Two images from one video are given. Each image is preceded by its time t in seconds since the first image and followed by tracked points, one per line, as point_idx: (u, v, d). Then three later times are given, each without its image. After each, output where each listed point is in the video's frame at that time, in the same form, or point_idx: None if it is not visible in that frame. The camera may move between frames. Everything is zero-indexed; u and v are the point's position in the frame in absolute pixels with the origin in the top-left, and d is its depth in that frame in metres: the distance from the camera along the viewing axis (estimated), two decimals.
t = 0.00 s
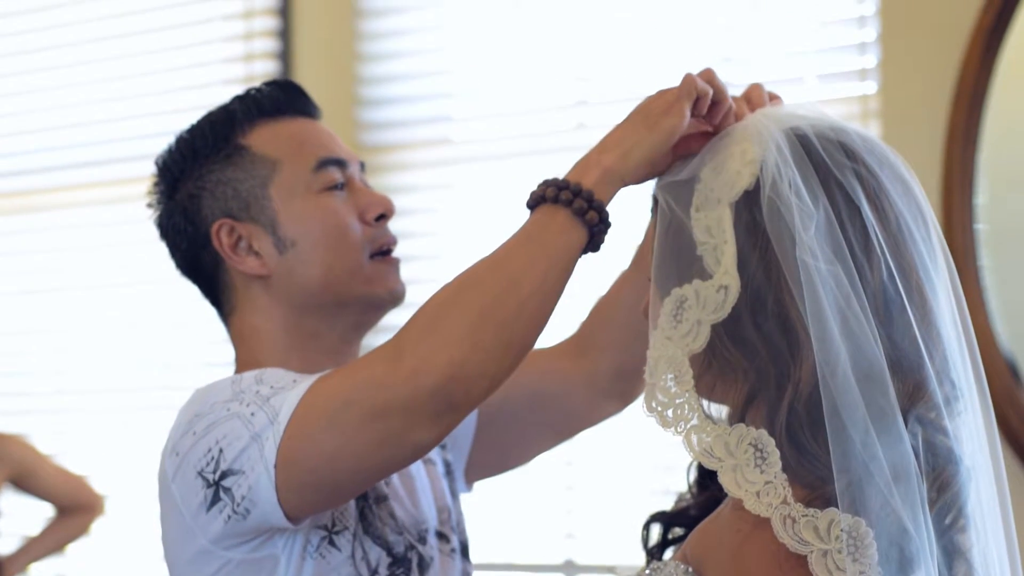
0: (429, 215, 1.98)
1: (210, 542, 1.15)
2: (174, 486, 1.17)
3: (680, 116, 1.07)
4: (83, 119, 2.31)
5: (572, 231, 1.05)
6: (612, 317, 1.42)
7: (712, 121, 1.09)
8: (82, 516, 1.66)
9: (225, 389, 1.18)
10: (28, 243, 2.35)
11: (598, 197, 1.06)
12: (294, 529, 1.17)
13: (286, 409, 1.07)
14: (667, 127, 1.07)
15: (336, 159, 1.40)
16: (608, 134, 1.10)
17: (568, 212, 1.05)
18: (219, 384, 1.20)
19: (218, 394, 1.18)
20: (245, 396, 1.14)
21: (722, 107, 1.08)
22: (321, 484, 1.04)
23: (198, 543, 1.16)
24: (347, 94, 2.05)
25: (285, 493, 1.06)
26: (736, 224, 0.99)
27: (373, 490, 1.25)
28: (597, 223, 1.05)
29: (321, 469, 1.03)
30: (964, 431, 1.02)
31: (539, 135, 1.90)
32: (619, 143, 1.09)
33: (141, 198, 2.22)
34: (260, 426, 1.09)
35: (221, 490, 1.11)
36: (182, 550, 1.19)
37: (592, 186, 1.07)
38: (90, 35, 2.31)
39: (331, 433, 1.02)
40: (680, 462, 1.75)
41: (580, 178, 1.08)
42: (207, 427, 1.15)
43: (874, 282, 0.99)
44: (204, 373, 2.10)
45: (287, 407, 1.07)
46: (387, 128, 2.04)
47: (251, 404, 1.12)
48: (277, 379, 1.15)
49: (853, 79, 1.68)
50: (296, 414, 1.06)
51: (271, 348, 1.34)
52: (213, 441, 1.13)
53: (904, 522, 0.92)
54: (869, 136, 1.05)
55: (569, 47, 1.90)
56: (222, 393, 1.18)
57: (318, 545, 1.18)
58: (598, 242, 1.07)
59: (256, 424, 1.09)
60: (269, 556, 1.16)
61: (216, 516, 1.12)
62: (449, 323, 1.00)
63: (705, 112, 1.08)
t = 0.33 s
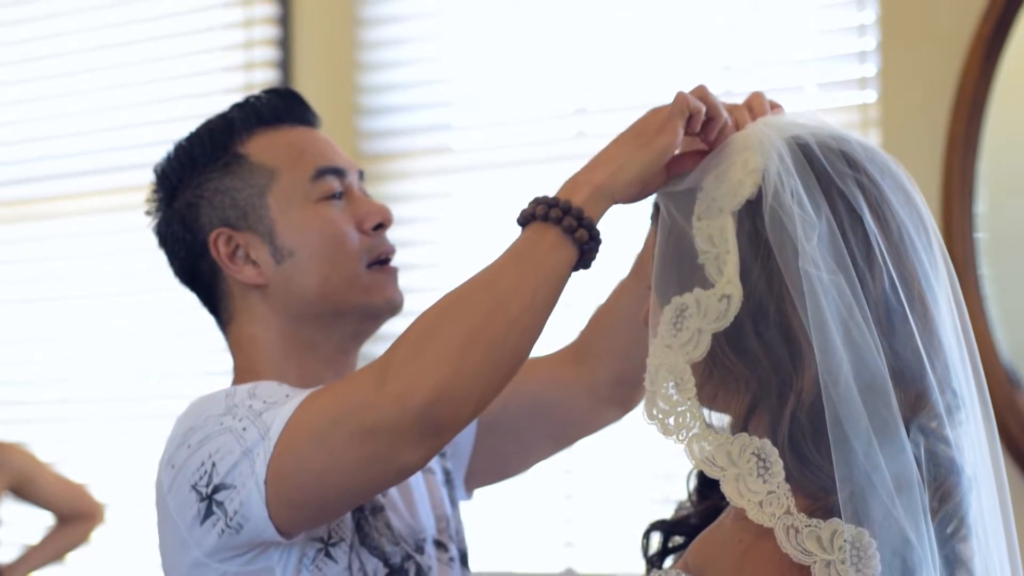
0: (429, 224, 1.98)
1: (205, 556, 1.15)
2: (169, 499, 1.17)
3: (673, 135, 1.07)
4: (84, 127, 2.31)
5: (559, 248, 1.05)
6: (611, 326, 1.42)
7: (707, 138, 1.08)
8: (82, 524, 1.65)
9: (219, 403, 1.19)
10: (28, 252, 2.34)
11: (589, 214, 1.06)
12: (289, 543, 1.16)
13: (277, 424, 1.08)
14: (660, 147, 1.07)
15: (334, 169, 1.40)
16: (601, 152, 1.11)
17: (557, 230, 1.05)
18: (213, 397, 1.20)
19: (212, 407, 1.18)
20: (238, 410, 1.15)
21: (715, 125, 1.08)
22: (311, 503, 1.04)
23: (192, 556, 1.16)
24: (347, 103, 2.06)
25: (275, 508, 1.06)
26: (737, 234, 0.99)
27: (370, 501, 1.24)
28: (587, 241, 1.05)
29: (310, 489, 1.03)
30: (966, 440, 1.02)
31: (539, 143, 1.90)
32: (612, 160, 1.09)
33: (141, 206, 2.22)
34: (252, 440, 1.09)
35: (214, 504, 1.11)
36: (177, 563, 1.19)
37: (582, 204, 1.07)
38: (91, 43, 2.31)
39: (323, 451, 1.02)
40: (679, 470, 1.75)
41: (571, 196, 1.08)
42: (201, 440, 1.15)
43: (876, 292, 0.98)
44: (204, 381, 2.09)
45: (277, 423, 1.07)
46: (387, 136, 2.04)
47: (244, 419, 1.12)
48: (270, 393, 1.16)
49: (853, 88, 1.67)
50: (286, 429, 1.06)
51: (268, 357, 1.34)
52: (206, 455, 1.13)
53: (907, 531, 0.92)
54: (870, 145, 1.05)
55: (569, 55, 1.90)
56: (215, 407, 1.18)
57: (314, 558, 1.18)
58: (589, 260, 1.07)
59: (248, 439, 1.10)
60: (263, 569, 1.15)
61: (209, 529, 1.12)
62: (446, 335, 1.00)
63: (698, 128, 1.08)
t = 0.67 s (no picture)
0: (430, 233, 1.98)
1: (200, 571, 1.16)
2: (164, 513, 1.18)
3: (668, 159, 1.06)
4: (82, 136, 2.30)
5: (557, 276, 1.05)
6: (607, 333, 1.43)
7: (703, 160, 1.07)
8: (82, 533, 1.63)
9: (214, 418, 1.18)
10: (26, 260, 2.33)
11: (584, 241, 1.06)
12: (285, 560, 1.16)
13: (272, 446, 1.08)
14: (656, 171, 1.06)
15: (329, 178, 1.39)
16: (595, 178, 1.10)
17: (552, 258, 1.05)
18: (208, 412, 1.20)
19: (207, 423, 1.18)
20: (233, 428, 1.14)
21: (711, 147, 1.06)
22: (307, 527, 1.05)
23: (187, 570, 1.17)
24: (347, 112, 2.05)
25: (268, 530, 1.07)
26: (742, 243, 0.99)
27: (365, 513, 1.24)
28: (581, 269, 1.05)
29: (304, 513, 1.04)
30: (967, 448, 1.02)
31: (540, 151, 1.90)
32: (605, 186, 1.08)
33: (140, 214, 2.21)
34: (246, 461, 1.09)
35: (208, 522, 1.12)
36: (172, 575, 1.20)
37: (577, 232, 1.06)
38: (91, 52, 2.30)
39: (319, 467, 1.03)
40: (679, 479, 1.74)
41: (565, 224, 1.07)
42: (196, 457, 1.15)
43: (878, 302, 0.98)
44: (204, 390, 2.09)
45: (272, 445, 1.08)
46: (386, 146, 2.04)
47: (238, 438, 1.12)
48: (265, 411, 1.15)
49: (853, 96, 1.67)
50: (280, 453, 1.06)
51: (264, 367, 1.33)
52: (200, 473, 1.13)
53: (910, 542, 0.92)
54: (872, 155, 1.05)
55: (569, 64, 1.89)
56: (211, 423, 1.18)
57: (311, 572, 1.18)
58: (583, 288, 1.07)
59: (242, 459, 1.10)
60: None
61: (204, 546, 1.13)
62: (442, 358, 1.00)
63: (693, 152, 1.07)
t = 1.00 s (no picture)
0: (430, 242, 1.98)
1: None
2: (159, 529, 1.19)
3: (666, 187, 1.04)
4: (82, 145, 2.30)
5: (550, 309, 1.04)
6: (603, 341, 1.43)
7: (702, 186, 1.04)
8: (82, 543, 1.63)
9: (208, 436, 1.19)
10: (26, 270, 2.33)
11: (578, 272, 1.05)
12: None
13: (263, 468, 1.08)
14: (654, 201, 1.04)
15: (324, 188, 1.39)
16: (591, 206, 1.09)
17: (546, 290, 1.04)
18: (203, 428, 1.20)
19: (201, 440, 1.19)
20: (226, 449, 1.15)
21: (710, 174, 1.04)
22: (297, 554, 1.05)
23: None
24: (346, 121, 2.05)
25: (260, 552, 1.07)
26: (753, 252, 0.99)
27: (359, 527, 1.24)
28: (576, 300, 1.04)
29: (295, 541, 1.04)
30: (968, 458, 1.02)
31: (541, 160, 1.90)
32: (602, 216, 1.07)
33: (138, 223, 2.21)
34: (238, 483, 1.10)
35: (201, 540, 1.12)
36: None
37: (572, 263, 1.05)
38: (90, 61, 2.30)
39: (311, 496, 1.03)
40: (677, 488, 1.74)
41: (560, 254, 1.06)
42: (189, 475, 1.16)
43: (879, 311, 0.98)
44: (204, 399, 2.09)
45: (263, 469, 1.08)
46: (385, 155, 2.04)
47: (231, 459, 1.13)
48: (259, 432, 1.15)
49: (853, 105, 1.68)
50: (271, 477, 1.07)
51: (257, 379, 1.32)
52: (193, 491, 1.14)
53: (912, 552, 0.92)
54: (872, 165, 1.05)
55: (569, 73, 1.90)
56: (205, 440, 1.18)
57: None
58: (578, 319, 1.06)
59: (235, 480, 1.10)
60: None
61: (196, 564, 1.14)
62: (432, 392, 1.00)
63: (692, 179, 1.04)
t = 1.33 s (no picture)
0: (430, 251, 1.98)
1: None
2: (158, 542, 1.20)
3: (645, 168, 1.09)
4: (82, 155, 2.31)
5: (543, 308, 1.04)
6: (596, 352, 1.43)
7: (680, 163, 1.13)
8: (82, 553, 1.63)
9: (205, 449, 1.19)
10: (26, 280, 2.34)
11: (569, 272, 1.05)
12: None
13: (265, 483, 1.08)
14: (632, 184, 1.09)
15: (319, 198, 1.40)
16: (565, 201, 1.10)
17: (537, 289, 1.05)
18: (200, 441, 1.20)
19: (199, 453, 1.19)
20: (224, 463, 1.15)
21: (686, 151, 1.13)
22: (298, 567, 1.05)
23: None
24: (346, 131, 2.06)
25: (265, 568, 1.08)
26: (739, 262, 0.99)
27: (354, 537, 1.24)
28: (569, 298, 1.05)
29: (296, 554, 1.05)
30: (967, 467, 1.02)
31: (541, 170, 1.90)
32: (583, 208, 1.08)
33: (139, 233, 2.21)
34: (240, 498, 1.10)
35: (203, 554, 1.13)
36: None
37: (561, 261, 1.06)
38: (91, 72, 2.31)
39: (312, 510, 1.03)
40: (676, 497, 1.74)
41: (547, 251, 1.07)
42: (188, 490, 1.16)
43: (877, 320, 0.99)
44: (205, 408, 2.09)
45: (265, 484, 1.08)
46: (386, 164, 2.04)
47: (231, 474, 1.13)
48: (257, 445, 1.16)
49: (852, 115, 1.68)
50: (273, 493, 1.07)
51: (257, 387, 1.33)
52: (193, 506, 1.15)
53: (909, 562, 0.92)
54: (870, 173, 1.05)
55: (569, 83, 1.90)
56: (201, 454, 1.18)
57: None
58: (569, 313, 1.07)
59: (236, 496, 1.10)
60: None
61: None
62: (429, 402, 1.00)
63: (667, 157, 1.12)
